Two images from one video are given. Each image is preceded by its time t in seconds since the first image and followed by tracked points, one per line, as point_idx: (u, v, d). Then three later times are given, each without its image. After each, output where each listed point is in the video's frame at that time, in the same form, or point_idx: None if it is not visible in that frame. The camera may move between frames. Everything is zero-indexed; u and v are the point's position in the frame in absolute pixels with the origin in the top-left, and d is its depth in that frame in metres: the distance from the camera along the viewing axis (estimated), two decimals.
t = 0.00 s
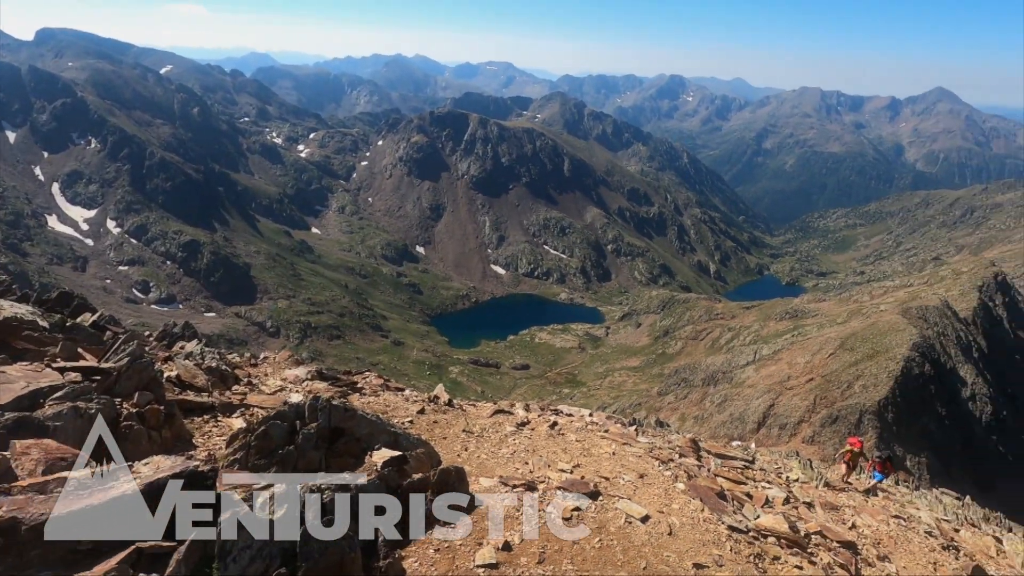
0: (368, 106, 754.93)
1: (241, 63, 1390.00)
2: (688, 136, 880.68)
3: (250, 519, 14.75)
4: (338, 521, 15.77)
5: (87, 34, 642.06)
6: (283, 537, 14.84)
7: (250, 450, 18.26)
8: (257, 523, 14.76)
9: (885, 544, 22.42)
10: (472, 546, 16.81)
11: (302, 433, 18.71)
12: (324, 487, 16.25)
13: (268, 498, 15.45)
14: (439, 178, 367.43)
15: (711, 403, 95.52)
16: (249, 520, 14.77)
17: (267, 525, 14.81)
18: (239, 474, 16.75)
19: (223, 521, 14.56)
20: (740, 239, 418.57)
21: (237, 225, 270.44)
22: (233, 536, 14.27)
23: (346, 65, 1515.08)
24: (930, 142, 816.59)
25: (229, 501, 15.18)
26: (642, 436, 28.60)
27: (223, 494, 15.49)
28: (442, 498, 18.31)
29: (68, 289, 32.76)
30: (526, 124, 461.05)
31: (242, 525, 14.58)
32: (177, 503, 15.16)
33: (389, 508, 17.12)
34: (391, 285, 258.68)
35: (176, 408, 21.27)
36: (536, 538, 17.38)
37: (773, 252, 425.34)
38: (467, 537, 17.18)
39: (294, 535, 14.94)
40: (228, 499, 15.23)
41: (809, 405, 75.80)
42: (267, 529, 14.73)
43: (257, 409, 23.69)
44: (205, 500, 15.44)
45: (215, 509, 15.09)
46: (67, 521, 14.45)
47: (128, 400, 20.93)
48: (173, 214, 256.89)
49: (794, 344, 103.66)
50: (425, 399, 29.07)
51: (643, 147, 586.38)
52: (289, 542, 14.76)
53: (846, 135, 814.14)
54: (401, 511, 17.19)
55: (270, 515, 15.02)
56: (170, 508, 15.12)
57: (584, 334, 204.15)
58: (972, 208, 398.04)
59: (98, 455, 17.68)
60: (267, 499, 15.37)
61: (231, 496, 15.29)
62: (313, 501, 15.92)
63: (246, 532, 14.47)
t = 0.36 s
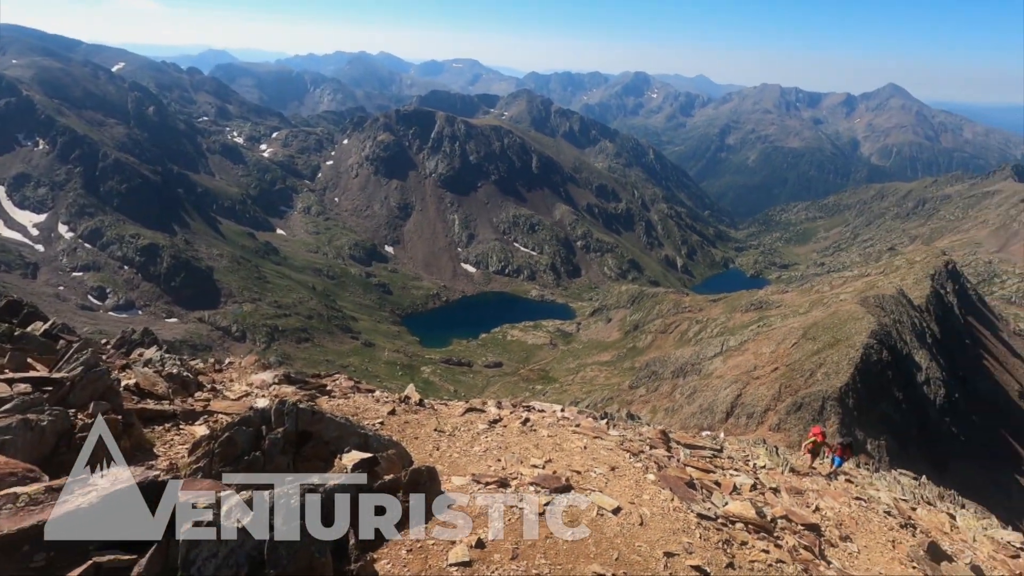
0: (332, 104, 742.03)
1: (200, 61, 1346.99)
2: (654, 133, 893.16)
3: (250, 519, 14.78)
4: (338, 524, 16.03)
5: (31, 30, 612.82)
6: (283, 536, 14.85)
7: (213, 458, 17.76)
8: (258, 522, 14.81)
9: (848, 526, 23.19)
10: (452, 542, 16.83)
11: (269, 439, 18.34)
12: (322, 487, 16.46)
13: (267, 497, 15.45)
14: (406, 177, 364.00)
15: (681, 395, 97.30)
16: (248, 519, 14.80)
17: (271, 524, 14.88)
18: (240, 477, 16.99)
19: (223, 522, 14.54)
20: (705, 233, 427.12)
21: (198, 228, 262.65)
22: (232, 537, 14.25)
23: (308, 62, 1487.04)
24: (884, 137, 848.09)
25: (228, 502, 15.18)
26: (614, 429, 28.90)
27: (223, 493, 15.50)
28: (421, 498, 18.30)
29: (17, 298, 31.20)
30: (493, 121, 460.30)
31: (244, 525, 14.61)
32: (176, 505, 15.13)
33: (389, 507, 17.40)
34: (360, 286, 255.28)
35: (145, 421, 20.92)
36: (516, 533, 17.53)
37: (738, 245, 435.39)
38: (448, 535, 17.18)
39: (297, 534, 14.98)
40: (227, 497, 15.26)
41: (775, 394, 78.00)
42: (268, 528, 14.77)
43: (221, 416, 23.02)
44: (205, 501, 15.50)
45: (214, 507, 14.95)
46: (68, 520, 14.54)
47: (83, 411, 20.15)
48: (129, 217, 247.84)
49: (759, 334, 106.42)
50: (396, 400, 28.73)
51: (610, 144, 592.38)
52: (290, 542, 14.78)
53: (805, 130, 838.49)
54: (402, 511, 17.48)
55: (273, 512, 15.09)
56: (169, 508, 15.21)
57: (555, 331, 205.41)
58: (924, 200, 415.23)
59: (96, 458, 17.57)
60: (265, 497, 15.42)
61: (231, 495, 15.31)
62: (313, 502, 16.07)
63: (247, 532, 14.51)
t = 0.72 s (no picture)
0: (296, 103, 727.85)
1: (155, 58, 1302.49)
2: (621, 130, 903.10)
3: (251, 519, 15.01)
4: (337, 525, 16.43)
5: None
6: (285, 536, 15.22)
7: (176, 468, 17.31)
8: (257, 522, 15.04)
9: (812, 510, 23.83)
10: (431, 538, 16.87)
11: (233, 446, 17.90)
12: (321, 487, 16.88)
13: (269, 499, 15.79)
14: (374, 176, 359.68)
15: (652, 388, 98.78)
16: (248, 520, 14.99)
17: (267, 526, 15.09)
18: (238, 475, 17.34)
19: (223, 520, 14.63)
20: (673, 229, 434.45)
21: (158, 231, 254.28)
22: (234, 538, 14.31)
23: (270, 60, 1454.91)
24: (841, 132, 876.39)
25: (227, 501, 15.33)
26: (586, 423, 29.12)
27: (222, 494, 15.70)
28: (406, 498, 18.52)
29: None
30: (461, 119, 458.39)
31: (242, 524, 14.75)
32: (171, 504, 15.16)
33: (389, 509, 17.83)
34: (329, 288, 251.38)
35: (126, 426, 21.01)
36: (496, 528, 17.64)
37: (704, 240, 443.74)
38: (428, 533, 17.19)
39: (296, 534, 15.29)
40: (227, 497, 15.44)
41: (743, 384, 79.94)
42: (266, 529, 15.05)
43: (184, 424, 22.39)
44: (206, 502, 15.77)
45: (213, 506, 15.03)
46: (66, 518, 14.64)
47: (35, 424, 19.34)
48: (84, 221, 238.37)
49: (726, 327, 108.82)
50: (366, 402, 28.33)
51: (578, 141, 596.85)
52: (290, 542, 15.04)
53: (767, 126, 859.94)
54: (403, 511, 17.91)
55: (275, 514, 15.47)
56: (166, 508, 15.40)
57: (528, 328, 206.21)
58: (880, 193, 430.74)
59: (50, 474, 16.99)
60: (266, 499, 15.72)
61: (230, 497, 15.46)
62: (309, 503, 16.37)
63: (246, 530, 14.65)
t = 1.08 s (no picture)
0: (256, 103, 709.89)
1: (104, 55, 1249.26)
2: (587, 127, 910.52)
3: (253, 520, 15.47)
4: (338, 526, 16.92)
5: None
6: (288, 538, 15.78)
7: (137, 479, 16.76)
8: (256, 523, 15.55)
9: (777, 495, 24.50)
10: (409, 537, 16.94)
11: (197, 454, 17.45)
12: (324, 488, 17.40)
13: (270, 499, 16.23)
14: (339, 177, 353.97)
15: (623, 382, 100.12)
16: (251, 521, 15.45)
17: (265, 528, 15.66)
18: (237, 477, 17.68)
19: (222, 521, 14.84)
20: (640, 224, 440.63)
21: (112, 236, 244.72)
22: (233, 539, 14.57)
23: (228, 58, 1413.70)
24: (799, 128, 903.00)
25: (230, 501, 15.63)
26: (556, 419, 29.24)
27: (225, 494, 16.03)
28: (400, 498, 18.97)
29: None
30: (427, 118, 455.00)
31: (241, 525, 15.07)
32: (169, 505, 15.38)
33: (386, 508, 18.22)
34: (295, 291, 246.52)
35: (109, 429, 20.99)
36: (475, 522, 17.88)
37: (670, 235, 451.33)
38: (409, 531, 17.22)
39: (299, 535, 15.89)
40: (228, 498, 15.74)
41: (710, 376, 81.77)
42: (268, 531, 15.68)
43: (142, 434, 21.52)
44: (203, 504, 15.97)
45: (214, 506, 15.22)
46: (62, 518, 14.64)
47: None
48: (31, 227, 227.51)
49: (694, 320, 111.04)
50: (334, 405, 27.86)
51: (545, 139, 599.68)
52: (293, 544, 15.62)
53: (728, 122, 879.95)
54: (394, 511, 18.25)
55: (276, 515, 15.94)
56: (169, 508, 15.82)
57: (499, 326, 206.45)
58: (836, 186, 445.70)
59: None
60: (265, 499, 16.11)
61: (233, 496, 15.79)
62: (310, 503, 16.82)
63: (246, 531, 15.03)
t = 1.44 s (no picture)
0: (214, 103, 689.74)
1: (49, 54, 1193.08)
2: (554, 126, 915.06)
3: (252, 520, 16.17)
4: (339, 523, 17.43)
5: None
6: (288, 538, 16.41)
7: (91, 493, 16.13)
8: (257, 522, 16.25)
9: (744, 483, 25.07)
10: (387, 535, 17.03)
11: (156, 466, 16.95)
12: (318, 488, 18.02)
13: (269, 498, 16.93)
14: (303, 178, 347.24)
15: (595, 378, 101.04)
16: (250, 522, 16.14)
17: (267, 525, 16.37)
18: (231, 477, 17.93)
19: (222, 521, 15.62)
20: (608, 221, 445.38)
21: (63, 243, 234.18)
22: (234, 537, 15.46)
23: (183, 57, 1368.74)
24: (759, 125, 926.51)
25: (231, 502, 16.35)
26: (528, 416, 29.27)
27: (227, 492, 16.68)
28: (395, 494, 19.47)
29: None
30: (392, 117, 450.17)
31: (241, 526, 15.85)
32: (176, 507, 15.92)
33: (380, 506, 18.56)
34: (261, 296, 240.86)
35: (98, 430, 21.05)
36: (461, 518, 18.02)
37: (638, 231, 457.32)
38: (391, 529, 17.33)
39: (298, 535, 16.57)
40: (230, 497, 16.39)
41: (679, 369, 83.27)
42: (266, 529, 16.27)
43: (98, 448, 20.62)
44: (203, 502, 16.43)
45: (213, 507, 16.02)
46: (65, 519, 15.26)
47: None
48: None
49: (662, 314, 112.83)
50: (302, 410, 27.28)
51: (512, 138, 600.44)
52: (296, 542, 16.36)
53: (691, 119, 896.52)
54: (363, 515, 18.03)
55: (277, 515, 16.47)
56: (169, 509, 16.13)
57: (470, 326, 205.93)
58: (796, 181, 458.78)
59: None
60: (266, 498, 16.86)
61: (234, 494, 16.45)
62: (309, 503, 17.49)
63: (246, 531, 15.86)
